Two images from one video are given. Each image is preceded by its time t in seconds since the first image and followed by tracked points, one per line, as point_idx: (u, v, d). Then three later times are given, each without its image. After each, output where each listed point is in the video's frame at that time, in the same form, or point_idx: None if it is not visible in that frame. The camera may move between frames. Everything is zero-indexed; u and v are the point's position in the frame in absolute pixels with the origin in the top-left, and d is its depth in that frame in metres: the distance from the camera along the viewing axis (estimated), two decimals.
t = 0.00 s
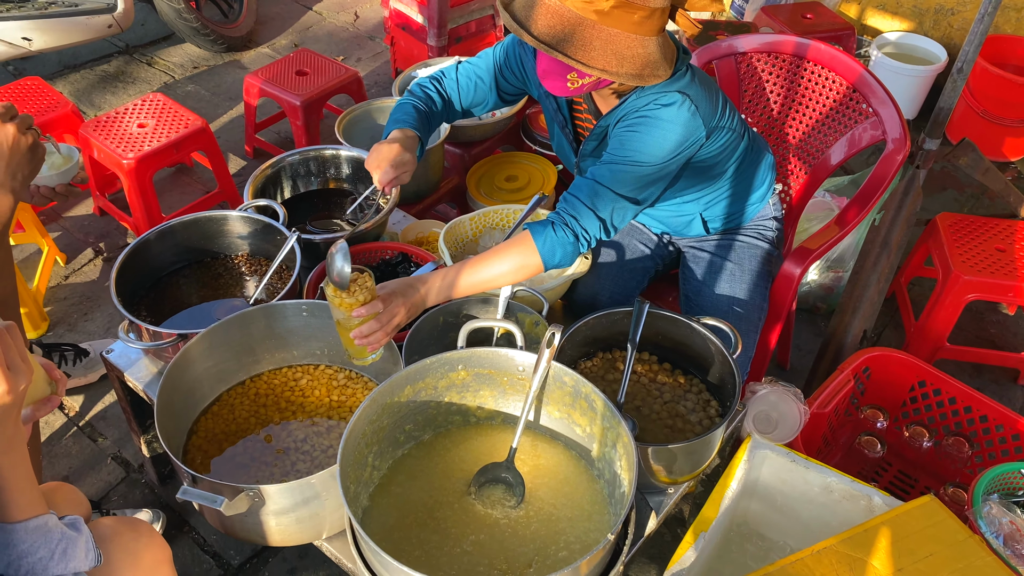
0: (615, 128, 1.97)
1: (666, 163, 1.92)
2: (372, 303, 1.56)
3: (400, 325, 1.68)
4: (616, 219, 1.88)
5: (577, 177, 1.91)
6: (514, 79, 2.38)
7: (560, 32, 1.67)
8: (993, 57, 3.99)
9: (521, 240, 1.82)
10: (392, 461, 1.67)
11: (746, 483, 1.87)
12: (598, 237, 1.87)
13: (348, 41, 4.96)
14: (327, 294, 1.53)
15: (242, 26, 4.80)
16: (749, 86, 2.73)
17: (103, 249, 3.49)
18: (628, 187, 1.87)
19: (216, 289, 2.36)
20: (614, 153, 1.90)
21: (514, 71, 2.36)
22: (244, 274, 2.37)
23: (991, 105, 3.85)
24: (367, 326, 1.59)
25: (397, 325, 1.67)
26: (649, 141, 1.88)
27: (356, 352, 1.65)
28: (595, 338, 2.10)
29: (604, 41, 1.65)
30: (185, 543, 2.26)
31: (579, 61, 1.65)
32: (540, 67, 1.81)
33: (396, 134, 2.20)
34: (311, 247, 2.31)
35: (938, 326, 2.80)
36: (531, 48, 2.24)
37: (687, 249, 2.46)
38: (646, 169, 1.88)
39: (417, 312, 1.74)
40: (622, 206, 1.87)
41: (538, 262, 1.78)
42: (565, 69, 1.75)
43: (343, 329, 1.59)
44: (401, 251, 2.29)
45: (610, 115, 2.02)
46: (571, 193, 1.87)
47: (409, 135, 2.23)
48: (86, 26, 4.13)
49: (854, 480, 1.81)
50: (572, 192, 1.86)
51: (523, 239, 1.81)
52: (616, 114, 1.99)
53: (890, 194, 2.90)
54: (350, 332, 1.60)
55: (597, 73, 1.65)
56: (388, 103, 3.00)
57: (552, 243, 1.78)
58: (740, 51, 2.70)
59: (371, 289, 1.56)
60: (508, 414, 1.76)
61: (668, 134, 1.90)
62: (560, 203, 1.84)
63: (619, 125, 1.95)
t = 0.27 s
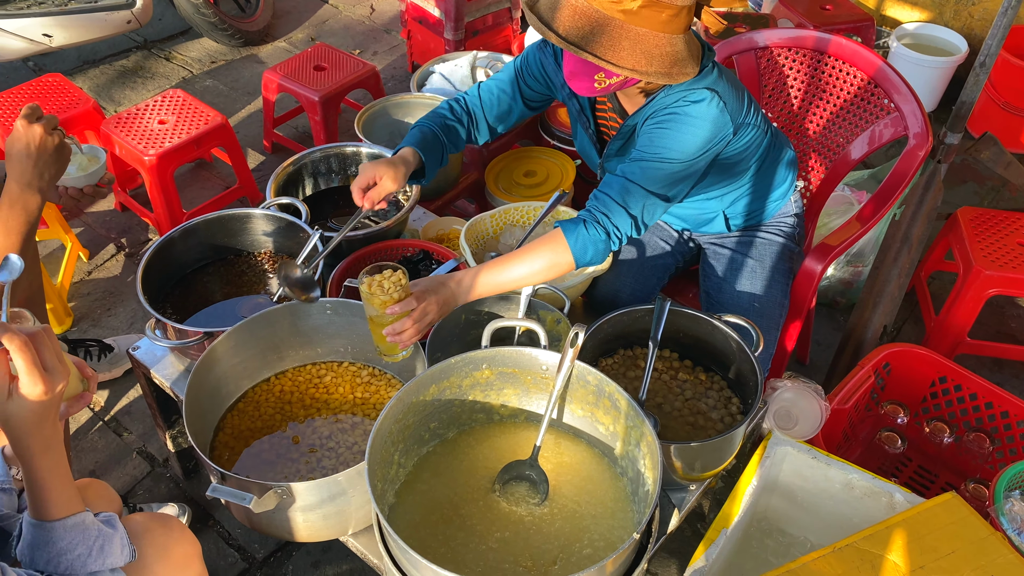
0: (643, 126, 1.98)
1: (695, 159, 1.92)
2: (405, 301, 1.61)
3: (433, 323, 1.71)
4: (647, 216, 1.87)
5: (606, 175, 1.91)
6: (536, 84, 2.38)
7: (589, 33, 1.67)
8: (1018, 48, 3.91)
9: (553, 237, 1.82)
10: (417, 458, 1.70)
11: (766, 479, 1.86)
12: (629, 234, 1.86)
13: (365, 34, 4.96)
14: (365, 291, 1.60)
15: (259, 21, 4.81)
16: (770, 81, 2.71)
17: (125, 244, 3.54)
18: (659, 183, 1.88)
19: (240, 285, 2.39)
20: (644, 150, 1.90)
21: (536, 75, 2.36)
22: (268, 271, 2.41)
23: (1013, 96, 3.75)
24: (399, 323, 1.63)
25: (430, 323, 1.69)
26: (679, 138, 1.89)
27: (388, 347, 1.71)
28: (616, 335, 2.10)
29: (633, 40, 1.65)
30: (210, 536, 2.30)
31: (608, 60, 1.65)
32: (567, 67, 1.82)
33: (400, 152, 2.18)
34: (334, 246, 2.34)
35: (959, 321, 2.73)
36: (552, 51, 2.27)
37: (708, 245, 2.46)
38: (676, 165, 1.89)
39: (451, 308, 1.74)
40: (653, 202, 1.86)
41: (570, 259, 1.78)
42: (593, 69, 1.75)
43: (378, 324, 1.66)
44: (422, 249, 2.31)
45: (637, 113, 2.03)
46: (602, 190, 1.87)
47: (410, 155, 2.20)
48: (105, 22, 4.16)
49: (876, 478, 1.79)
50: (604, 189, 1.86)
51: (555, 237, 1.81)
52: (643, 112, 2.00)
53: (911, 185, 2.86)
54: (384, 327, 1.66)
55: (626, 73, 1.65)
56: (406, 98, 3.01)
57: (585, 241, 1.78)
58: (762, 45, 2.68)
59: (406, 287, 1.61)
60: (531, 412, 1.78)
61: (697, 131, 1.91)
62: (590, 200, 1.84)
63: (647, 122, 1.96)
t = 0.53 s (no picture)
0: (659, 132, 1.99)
1: (714, 161, 1.93)
2: (433, 312, 1.63)
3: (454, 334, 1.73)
4: (670, 220, 1.90)
5: (625, 182, 1.93)
6: (554, 109, 2.33)
7: (601, 46, 1.67)
8: None
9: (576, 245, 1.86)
10: (432, 459, 1.72)
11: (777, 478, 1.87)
12: (653, 239, 1.89)
13: (374, 31, 4.97)
14: (392, 302, 1.60)
15: (269, 19, 4.83)
16: (780, 80, 2.70)
17: (139, 244, 3.57)
18: (680, 188, 1.89)
19: (255, 287, 2.42)
20: (663, 156, 1.92)
21: (553, 100, 2.31)
22: (282, 273, 2.43)
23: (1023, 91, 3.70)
24: (426, 334, 1.66)
25: (454, 333, 1.72)
26: (697, 141, 1.90)
27: (410, 356, 1.73)
28: (627, 336, 2.11)
29: (646, 50, 1.66)
30: (227, 534, 2.33)
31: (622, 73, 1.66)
32: (580, 83, 1.83)
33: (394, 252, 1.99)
34: (348, 248, 2.37)
35: (969, 318, 2.73)
36: (564, 74, 2.23)
37: (719, 245, 2.47)
38: (696, 169, 1.90)
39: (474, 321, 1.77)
40: (674, 207, 1.89)
41: (594, 269, 1.83)
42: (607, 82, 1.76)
43: (402, 333, 1.66)
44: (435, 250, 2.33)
45: (652, 119, 2.04)
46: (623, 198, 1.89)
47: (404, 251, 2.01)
48: (117, 23, 4.18)
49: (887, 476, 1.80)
50: (625, 197, 1.87)
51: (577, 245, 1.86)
52: (659, 118, 2.00)
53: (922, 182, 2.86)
54: (409, 337, 1.67)
55: (642, 83, 1.66)
56: (418, 98, 3.02)
57: (609, 250, 1.82)
58: (771, 45, 2.68)
59: (434, 299, 1.62)
60: (544, 414, 1.80)
61: (715, 133, 1.92)
62: (612, 208, 1.88)
63: (663, 128, 1.97)
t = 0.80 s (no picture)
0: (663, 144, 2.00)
1: (718, 172, 1.94)
2: (443, 336, 1.69)
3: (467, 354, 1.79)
4: (674, 232, 1.93)
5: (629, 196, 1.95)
6: (559, 118, 2.31)
7: (607, 61, 1.69)
8: None
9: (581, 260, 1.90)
10: (440, 463, 1.74)
11: (783, 480, 1.89)
12: (657, 253, 1.92)
13: (381, 32, 4.99)
14: (404, 326, 1.66)
15: (276, 21, 4.85)
16: (785, 81, 2.72)
17: (149, 246, 3.61)
18: (684, 201, 1.91)
19: (264, 290, 2.45)
20: (666, 170, 1.93)
21: (558, 110, 2.30)
22: (291, 277, 2.46)
23: None
24: (436, 358, 1.71)
25: (465, 354, 1.78)
26: (699, 154, 1.91)
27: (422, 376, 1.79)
28: (633, 339, 2.12)
29: (652, 64, 1.67)
30: (238, 535, 2.36)
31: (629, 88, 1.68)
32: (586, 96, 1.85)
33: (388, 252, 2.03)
34: (356, 252, 2.38)
35: (975, 317, 2.73)
36: (567, 84, 2.22)
37: (724, 247, 2.48)
38: (699, 181, 1.91)
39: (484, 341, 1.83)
40: (678, 220, 1.91)
41: (600, 283, 1.87)
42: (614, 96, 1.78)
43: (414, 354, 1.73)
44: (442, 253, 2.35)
45: (655, 130, 2.05)
46: (626, 213, 1.91)
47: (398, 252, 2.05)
48: (126, 26, 4.21)
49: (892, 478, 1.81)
50: (629, 212, 1.90)
51: (583, 259, 1.90)
52: (662, 130, 2.01)
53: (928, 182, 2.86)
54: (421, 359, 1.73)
55: (648, 98, 1.68)
56: (424, 100, 3.04)
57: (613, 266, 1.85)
58: (776, 46, 2.68)
59: (445, 323, 1.68)
60: (551, 417, 1.81)
61: (718, 144, 1.92)
62: (616, 222, 1.91)
63: (667, 139, 1.98)
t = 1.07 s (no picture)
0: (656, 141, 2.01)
1: (710, 173, 1.95)
2: (438, 345, 1.69)
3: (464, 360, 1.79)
4: (663, 233, 1.94)
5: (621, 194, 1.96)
6: (557, 101, 2.41)
7: (609, 49, 1.68)
8: None
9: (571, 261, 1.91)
10: (445, 463, 1.75)
11: (788, 478, 1.89)
12: (647, 252, 1.93)
13: (384, 30, 4.98)
14: (398, 339, 1.68)
15: (279, 19, 4.85)
16: (789, 79, 2.71)
17: (154, 246, 3.62)
18: (674, 202, 1.92)
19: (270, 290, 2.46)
20: (657, 169, 1.94)
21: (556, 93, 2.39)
22: (296, 276, 2.47)
23: None
24: (434, 367, 1.71)
25: (462, 363, 1.78)
26: (691, 154, 1.92)
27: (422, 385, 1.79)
28: (638, 338, 2.12)
29: (654, 57, 1.66)
30: (245, 533, 2.38)
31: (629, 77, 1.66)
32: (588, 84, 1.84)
33: (387, 191, 2.25)
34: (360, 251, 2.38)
35: (981, 315, 2.72)
36: (569, 68, 2.30)
37: (728, 245, 2.47)
38: (690, 182, 1.92)
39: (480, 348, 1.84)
40: (669, 220, 1.92)
41: (592, 283, 1.87)
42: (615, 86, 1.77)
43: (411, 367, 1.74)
44: (446, 252, 2.35)
45: (649, 127, 2.05)
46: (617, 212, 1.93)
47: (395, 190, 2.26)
48: (130, 25, 4.22)
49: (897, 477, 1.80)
50: (618, 212, 1.92)
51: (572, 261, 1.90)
52: (656, 127, 2.02)
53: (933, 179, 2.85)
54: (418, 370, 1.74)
55: (648, 89, 1.67)
56: (428, 98, 3.05)
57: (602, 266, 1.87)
58: (780, 43, 2.68)
59: (438, 332, 1.69)
60: (556, 417, 1.82)
61: (710, 144, 1.93)
62: (606, 222, 1.92)
63: (661, 137, 1.98)
